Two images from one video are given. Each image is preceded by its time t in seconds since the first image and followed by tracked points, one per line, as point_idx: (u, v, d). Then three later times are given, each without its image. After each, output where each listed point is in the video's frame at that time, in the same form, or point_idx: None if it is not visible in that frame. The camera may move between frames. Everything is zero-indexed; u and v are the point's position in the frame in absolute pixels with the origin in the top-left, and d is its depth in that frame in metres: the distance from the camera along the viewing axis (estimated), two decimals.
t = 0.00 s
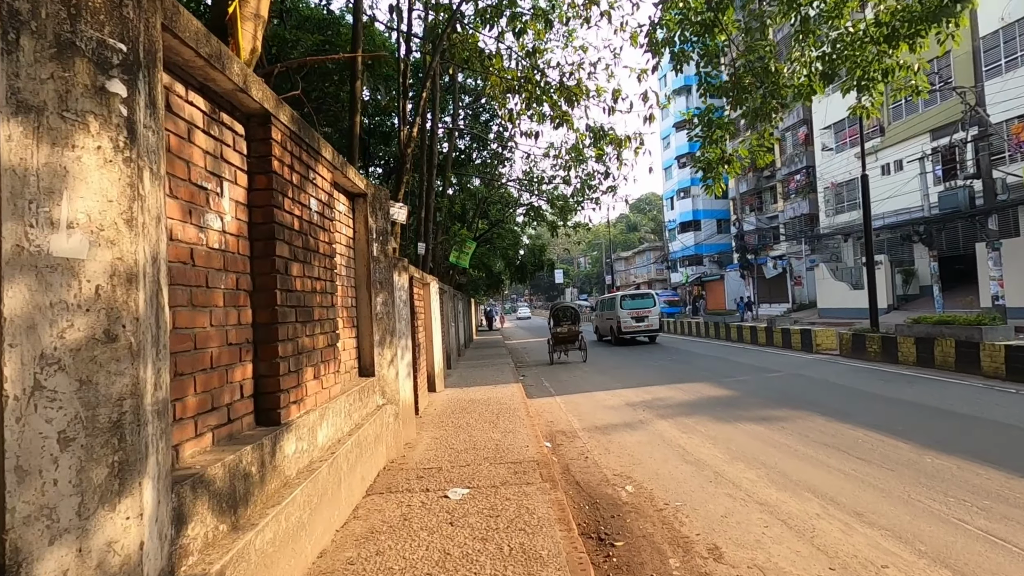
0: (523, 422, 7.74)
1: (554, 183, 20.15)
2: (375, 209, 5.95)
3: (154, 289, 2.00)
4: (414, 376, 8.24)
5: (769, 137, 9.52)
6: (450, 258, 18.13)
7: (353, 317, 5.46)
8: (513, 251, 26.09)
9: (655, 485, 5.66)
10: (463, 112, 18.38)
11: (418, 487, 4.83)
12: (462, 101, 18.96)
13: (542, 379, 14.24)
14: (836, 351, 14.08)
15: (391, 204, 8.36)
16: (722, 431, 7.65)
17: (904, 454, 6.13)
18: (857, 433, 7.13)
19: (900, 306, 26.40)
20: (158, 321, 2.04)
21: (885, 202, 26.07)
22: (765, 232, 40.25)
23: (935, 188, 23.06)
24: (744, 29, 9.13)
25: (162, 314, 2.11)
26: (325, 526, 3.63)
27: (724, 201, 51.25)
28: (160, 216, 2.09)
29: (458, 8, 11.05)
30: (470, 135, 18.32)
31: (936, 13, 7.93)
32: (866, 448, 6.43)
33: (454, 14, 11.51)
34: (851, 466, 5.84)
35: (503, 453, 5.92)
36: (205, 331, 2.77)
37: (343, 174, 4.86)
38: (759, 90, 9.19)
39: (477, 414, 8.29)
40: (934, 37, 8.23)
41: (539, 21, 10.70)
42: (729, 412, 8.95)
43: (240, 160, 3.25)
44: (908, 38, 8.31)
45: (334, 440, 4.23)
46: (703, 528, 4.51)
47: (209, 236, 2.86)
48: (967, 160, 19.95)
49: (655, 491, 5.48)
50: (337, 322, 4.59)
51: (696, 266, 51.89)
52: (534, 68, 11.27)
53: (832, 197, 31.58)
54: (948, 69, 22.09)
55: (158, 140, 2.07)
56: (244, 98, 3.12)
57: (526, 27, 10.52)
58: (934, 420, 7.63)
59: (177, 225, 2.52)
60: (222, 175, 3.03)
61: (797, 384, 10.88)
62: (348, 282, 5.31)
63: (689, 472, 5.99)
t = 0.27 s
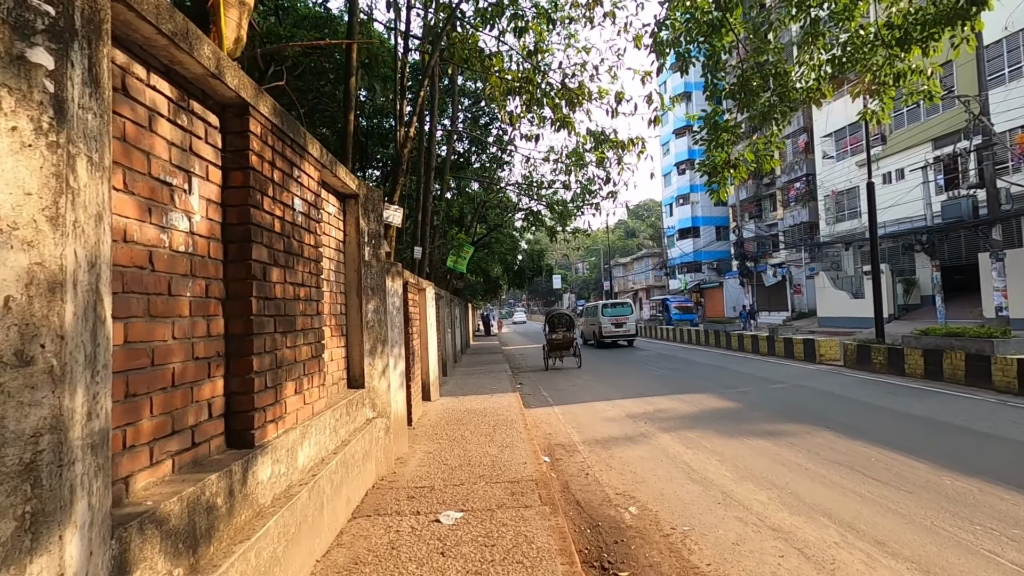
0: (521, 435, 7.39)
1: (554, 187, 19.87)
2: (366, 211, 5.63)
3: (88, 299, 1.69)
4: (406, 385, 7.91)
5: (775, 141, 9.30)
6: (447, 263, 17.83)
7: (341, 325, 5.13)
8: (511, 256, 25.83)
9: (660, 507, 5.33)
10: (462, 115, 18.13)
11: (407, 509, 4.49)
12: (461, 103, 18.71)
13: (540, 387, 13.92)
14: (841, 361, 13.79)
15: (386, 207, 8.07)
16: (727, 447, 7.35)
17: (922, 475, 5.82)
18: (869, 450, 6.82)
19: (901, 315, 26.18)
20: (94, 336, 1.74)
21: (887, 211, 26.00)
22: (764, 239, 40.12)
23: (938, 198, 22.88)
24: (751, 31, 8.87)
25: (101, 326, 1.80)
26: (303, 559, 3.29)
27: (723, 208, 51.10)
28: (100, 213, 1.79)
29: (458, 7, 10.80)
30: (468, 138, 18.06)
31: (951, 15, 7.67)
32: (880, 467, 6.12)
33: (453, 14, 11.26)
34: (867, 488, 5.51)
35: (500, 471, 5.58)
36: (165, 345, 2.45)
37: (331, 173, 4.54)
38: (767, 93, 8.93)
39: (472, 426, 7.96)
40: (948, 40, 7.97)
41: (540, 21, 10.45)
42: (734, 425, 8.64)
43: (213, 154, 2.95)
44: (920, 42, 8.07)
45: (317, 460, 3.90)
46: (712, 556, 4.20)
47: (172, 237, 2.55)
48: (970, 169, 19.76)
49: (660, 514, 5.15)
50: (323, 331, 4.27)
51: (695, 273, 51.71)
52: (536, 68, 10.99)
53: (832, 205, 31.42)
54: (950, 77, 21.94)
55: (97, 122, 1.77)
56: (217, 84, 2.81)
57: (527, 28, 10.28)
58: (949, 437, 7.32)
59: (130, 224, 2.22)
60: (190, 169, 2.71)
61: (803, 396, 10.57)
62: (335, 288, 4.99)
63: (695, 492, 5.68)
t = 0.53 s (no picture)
0: (520, 440, 7.10)
1: (555, 188, 19.61)
2: (359, 204, 5.35)
3: (7, 281, 1.45)
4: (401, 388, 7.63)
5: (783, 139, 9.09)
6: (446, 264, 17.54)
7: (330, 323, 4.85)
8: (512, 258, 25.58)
9: (666, 519, 5.06)
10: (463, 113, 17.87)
11: (398, 522, 4.19)
12: (461, 102, 18.47)
13: (539, 390, 13.64)
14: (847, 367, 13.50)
15: (382, 203, 7.81)
16: (735, 455, 7.06)
17: (941, 487, 5.53)
18: (883, 460, 6.55)
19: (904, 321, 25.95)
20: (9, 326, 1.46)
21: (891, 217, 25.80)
22: (765, 243, 39.92)
23: (943, 202, 22.65)
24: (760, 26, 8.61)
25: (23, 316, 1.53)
26: None
27: (724, 212, 50.87)
28: (23, 182, 1.52)
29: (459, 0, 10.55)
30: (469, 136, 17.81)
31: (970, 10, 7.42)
32: (897, 479, 5.83)
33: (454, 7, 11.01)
34: (884, 501, 5.23)
35: (497, 479, 5.29)
36: (120, 341, 2.16)
37: (319, 161, 4.26)
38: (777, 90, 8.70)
39: (469, 430, 7.68)
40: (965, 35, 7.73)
41: (544, 16, 10.20)
42: (740, 432, 8.36)
43: (184, 131, 2.67)
44: (936, 37, 7.82)
45: (300, 469, 3.62)
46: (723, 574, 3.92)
47: (131, 221, 2.27)
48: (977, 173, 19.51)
49: (667, 526, 4.87)
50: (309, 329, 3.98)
51: (696, 277, 51.50)
52: (539, 64, 10.73)
53: (834, 209, 31.19)
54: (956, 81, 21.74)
55: (22, 75, 1.51)
56: (186, 52, 2.53)
57: (529, 22, 10.03)
58: (966, 447, 7.03)
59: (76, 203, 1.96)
60: (156, 146, 2.44)
61: (809, 402, 10.29)
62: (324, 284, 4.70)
63: (703, 503, 5.40)
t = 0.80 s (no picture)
0: (519, 447, 6.80)
1: (556, 187, 19.33)
2: (350, 198, 5.04)
3: None
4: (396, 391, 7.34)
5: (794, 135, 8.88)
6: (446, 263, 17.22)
7: (318, 324, 4.55)
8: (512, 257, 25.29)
9: (675, 534, 4.75)
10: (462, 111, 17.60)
11: (387, 540, 3.88)
12: (461, 100, 18.25)
13: (540, 392, 13.34)
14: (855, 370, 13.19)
15: (378, 199, 7.55)
16: (744, 463, 6.77)
17: (965, 501, 5.22)
18: (901, 470, 6.24)
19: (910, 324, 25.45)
20: None
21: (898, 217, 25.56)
22: (768, 244, 39.65)
23: (950, 203, 22.33)
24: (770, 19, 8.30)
25: None
26: None
27: (726, 212, 50.55)
28: None
29: None
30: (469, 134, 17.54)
31: None
32: (917, 491, 5.53)
33: None
34: (907, 516, 4.93)
35: (495, 491, 4.99)
36: (55, 347, 1.86)
37: (304, 150, 3.96)
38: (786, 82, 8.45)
39: (467, 436, 7.37)
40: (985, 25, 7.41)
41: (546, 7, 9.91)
42: (748, 438, 8.05)
43: (141, 111, 2.37)
44: (954, 29, 7.54)
45: (279, 484, 3.31)
46: None
47: (72, 208, 1.97)
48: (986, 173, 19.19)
49: (676, 543, 4.57)
50: (292, 332, 3.68)
51: (697, 277, 51.23)
52: (540, 58, 10.45)
53: (838, 209, 30.91)
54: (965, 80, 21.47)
55: None
56: (141, 18, 2.24)
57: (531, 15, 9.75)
58: (986, 456, 6.72)
59: None
60: (105, 124, 2.14)
61: (818, 407, 9.98)
62: (310, 283, 4.40)
63: (712, 516, 5.10)
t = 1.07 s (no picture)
0: (522, 453, 6.52)
1: (560, 186, 19.07)
2: (346, 191, 4.77)
3: None
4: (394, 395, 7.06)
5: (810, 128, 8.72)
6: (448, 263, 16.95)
7: (309, 324, 4.27)
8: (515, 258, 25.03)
9: (689, 549, 4.46)
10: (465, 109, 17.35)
11: (381, 557, 3.60)
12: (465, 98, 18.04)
13: (543, 394, 13.06)
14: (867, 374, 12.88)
15: (377, 195, 7.29)
16: (758, 471, 6.48)
17: (997, 515, 4.92)
18: (925, 480, 5.94)
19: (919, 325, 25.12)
20: None
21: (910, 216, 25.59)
22: (773, 245, 39.31)
23: (961, 204, 21.98)
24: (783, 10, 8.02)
25: None
26: None
27: (731, 213, 50.17)
28: None
29: None
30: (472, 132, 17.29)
31: None
32: (944, 504, 5.23)
33: None
34: (936, 531, 4.63)
35: (498, 502, 4.71)
36: None
37: (293, 138, 3.69)
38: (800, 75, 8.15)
39: (468, 440, 7.09)
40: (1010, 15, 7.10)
41: None
42: (760, 444, 7.76)
43: (101, 84, 2.11)
44: (975, 20, 7.25)
45: (262, 498, 3.04)
46: None
47: (12, 190, 1.71)
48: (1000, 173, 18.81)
49: (691, 559, 4.28)
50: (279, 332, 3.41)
51: (701, 279, 50.89)
52: (545, 52, 10.18)
53: (845, 210, 30.55)
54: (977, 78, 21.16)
55: None
56: None
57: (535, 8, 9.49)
58: (1013, 465, 6.40)
59: None
60: (54, 95, 1.87)
61: (831, 412, 9.66)
62: (301, 281, 4.13)
63: (728, 529, 4.82)
